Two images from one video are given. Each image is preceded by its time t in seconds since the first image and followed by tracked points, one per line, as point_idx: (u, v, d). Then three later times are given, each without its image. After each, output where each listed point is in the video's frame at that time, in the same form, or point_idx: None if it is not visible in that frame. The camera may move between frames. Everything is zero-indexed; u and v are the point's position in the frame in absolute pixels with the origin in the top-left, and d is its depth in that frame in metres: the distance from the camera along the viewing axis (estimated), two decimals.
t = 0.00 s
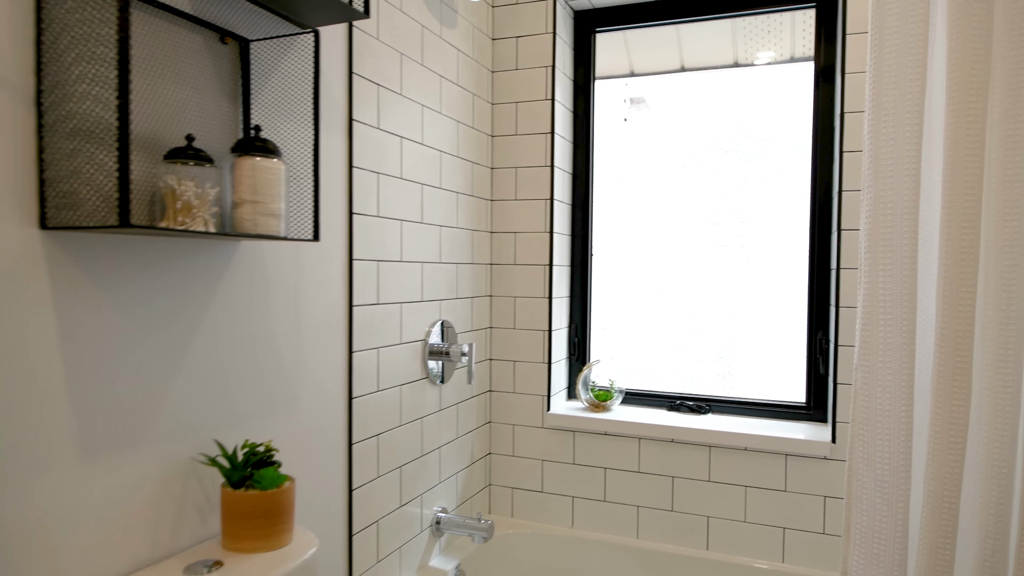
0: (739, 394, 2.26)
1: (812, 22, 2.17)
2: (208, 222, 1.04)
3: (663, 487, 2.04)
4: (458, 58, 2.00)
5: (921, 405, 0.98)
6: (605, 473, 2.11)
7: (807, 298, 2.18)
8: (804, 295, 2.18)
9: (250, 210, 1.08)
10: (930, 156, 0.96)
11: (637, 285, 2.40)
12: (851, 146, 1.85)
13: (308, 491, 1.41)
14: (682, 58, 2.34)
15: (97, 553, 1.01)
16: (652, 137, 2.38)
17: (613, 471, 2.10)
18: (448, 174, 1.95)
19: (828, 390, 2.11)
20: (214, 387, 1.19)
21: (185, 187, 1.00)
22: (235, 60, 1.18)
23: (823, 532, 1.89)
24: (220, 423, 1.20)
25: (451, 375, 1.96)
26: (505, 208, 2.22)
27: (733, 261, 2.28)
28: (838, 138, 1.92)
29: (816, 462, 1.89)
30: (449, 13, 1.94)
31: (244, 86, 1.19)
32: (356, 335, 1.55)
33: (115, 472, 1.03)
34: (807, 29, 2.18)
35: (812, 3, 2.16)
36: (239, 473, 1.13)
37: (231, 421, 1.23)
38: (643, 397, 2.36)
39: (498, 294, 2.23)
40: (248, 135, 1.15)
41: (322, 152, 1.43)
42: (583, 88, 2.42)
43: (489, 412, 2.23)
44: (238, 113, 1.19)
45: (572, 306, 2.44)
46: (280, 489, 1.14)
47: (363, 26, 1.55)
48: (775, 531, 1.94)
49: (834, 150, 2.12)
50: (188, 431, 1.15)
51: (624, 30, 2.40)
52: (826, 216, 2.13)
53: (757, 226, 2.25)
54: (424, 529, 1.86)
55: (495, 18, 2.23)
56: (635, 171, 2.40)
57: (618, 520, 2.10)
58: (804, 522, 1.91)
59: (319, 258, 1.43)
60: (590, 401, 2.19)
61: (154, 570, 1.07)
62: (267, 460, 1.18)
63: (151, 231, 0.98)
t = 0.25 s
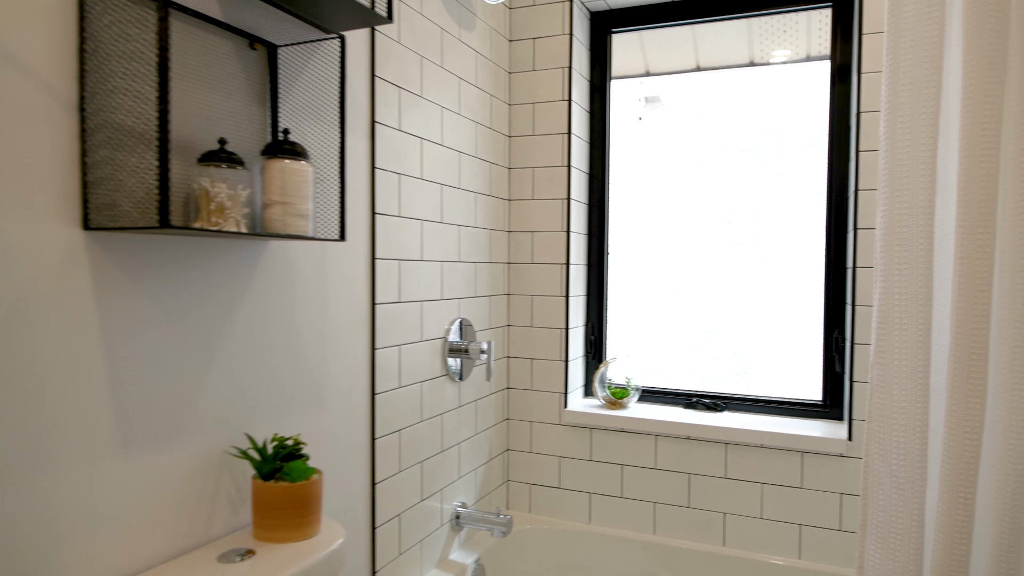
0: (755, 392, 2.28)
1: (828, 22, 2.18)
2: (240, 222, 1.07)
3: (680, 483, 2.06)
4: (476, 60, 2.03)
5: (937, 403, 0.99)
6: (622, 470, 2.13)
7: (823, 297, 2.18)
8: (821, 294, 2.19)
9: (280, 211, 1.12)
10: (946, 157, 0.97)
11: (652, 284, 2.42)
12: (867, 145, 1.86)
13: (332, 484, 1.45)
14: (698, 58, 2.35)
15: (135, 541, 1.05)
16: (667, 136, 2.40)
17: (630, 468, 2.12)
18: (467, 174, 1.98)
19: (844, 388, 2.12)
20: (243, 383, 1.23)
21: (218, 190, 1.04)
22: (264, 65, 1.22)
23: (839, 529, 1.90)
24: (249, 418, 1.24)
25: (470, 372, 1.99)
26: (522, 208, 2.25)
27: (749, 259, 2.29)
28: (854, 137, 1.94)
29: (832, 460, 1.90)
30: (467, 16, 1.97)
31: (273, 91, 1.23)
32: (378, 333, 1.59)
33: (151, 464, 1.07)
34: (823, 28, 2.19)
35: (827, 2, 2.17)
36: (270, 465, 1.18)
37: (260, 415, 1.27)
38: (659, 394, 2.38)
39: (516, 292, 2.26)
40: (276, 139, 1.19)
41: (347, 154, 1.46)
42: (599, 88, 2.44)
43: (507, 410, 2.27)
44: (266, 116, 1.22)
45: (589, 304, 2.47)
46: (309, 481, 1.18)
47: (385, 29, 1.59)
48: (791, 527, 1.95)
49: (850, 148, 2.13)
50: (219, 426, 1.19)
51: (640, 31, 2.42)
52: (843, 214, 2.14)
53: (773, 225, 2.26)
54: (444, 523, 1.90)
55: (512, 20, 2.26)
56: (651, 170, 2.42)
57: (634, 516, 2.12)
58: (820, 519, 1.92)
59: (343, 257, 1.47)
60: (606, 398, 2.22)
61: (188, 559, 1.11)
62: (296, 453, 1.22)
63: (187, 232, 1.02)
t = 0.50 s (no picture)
0: (778, 390, 2.29)
1: (851, 20, 2.18)
2: (278, 222, 1.11)
3: (702, 480, 2.08)
4: (500, 62, 2.06)
5: (962, 399, 1.00)
6: (644, 466, 2.15)
7: (847, 295, 2.19)
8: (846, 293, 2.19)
9: (315, 211, 1.16)
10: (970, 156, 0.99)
11: (674, 283, 2.44)
12: (890, 144, 1.87)
13: (363, 477, 1.49)
14: (720, 57, 2.37)
15: (178, 526, 1.10)
16: (689, 136, 2.41)
17: (653, 464, 2.14)
18: (491, 174, 2.01)
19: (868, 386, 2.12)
20: (279, 378, 1.28)
21: (257, 191, 1.08)
22: (299, 71, 1.26)
23: (863, 527, 1.90)
24: (284, 411, 1.29)
25: (494, 369, 2.02)
26: (546, 207, 2.28)
27: (772, 258, 2.30)
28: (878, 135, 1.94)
29: (855, 458, 1.90)
30: (492, 18, 2.00)
31: (307, 95, 1.27)
32: (407, 330, 1.63)
33: (194, 453, 1.12)
34: (846, 26, 2.19)
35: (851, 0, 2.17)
36: (305, 456, 1.22)
37: (295, 408, 1.32)
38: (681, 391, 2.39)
39: (539, 291, 2.29)
40: (311, 142, 1.23)
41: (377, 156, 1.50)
42: (621, 88, 2.47)
43: (530, 406, 2.30)
44: (301, 120, 1.27)
45: (611, 302, 2.49)
46: (342, 472, 1.22)
47: (414, 34, 1.63)
48: (814, 525, 1.96)
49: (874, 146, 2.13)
50: (257, 418, 1.23)
51: (662, 31, 2.44)
52: (867, 213, 2.15)
53: (796, 223, 2.26)
54: (470, 517, 1.94)
55: (535, 22, 2.29)
56: (673, 169, 2.44)
57: (657, 512, 2.14)
58: (844, 516, 1.92)
59: (373, 255, 1.51)
60: (629, 396, 2.24)
61: (228, 545, 1.16)
62: (329, 445, 1.26)
63: (228, 232, 1.06)
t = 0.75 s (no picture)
0: (800, 388, 2.29)
1: (874, 17, 2.18)
2: (310, 222, 1.15)
3: (724, 477, 2.09)
4: (523, 63, 2.09)
5: (987, 396, 1.01)
6: (666, 463, 2.17)
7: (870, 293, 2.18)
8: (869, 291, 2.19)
9: (346, 212, 1.19)
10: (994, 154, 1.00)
11: (695, 281, 2.45)
12: (914, 141, 1.86)
13: (391, 470, 1.53)
14: (741, 56, 2.37)
15: (217, 514, 1.14)
16: (710, 135, 2.42)
17: (675, 462, 2.16)
18: (514, 174, 2.04)
19: (891, 384, 2.12)
20: (310, 373, 1.32)
21: (291, 191, 1.12)
22: (330, 76, 1.30)
23: (887, 525, 1.90)
24: (315, 406, 1.33)
25: (517, 366, 2.05)
26: (568, 206, 2.30)
27: (794, 256, 2.30)
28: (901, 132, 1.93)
29: (879, 456, 1.90)
30: (514, 20, 2.03)
31: (337, 99, 1.31)
32: (432, 327, 1.66)
33: (230, 445, 1.16)
34: (869, 24, 2.18)
35: None
36: (336, 449, 1.26)
37: (325, 403, 1.35)
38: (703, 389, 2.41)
39: (561, 289, 2.32)
40: (341, 144, 1.27)
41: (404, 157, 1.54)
42: (642, 87, 2.48)
43: (552, 403, 2.33)
44: (332, 123, 1.30)
45: (633, 300, 2.51)
46: (371, 465, 1.25)
47: (439, 36, 1.66)
48: (837, 523, 1.96)
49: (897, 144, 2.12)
50: (289, 412, 1.28)
51: (683, 31, 2.45)
52: (890, 210, 2.14)
53: (818, 221, 2.26)
54: (493, 511, 1.97)
55: (557, 24, 2.31)
56: (694, 167, 2.45)
57: (679, 508, 2.16)
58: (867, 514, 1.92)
59: (399, 254, 1.54)
60: (650, 393, 2.26)
61: (262, 533, 1.20)
62: (359, 438, 1.30)
63: (264, 232, 1.10)
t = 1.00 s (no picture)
0: (827, 385, 2.29)
1: (903, 13, 2.17)
2: (346, 220, 1.19)
3: (750, 474, 2.10)
4: (549, 64, 2.12)
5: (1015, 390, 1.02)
6: (692, 459, 2.19)
7: (898, 291, 2.17)
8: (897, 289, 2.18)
9: (379, 210, 1.23)
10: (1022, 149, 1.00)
11: (721, 280, 2.46)
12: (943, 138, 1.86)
13: (422, 462, 1.57)
14: (768, 54, 2.37)
15: (256, 502, 1.19)
16: (737, 133, 2.42)
17: (700, 458, 2.18)
18: (541, 173, 2.07)
19: (919, 382, 2.11)
20: (344, 366, 1.36)
21: (327, 190, 1.16)
22: (363, 78, 1.34)
23: (915, 522, 1.90)
24: (348, 398, 1.37)
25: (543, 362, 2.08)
26: (593, 204, 2.33)
27: (821, 254, 2.30)
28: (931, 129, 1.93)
29: (907, 453, 1.90)
30: (541, 22, 2.06)
31: (370, 101, 1.35)
32: (461, 323, 1.70)
33: (269, 435, 1.21)
34: (898, 20, 2.17)
35: None
36: (370, 440, 1.31)
37: (358, 396, 1.40)
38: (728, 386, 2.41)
39: (587, 287, 2.34)
40: (374, 144, 1.31)
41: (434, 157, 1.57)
42: (668, 86, 2.49)
43: (578, 400, 2.36)
44: (365, 124, 1.35)
45: (658, 298, 2.52)
46: (404, 455, 1.29)
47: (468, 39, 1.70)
48: (864, 520, 1.96)
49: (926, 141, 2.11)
50: (325, 404, 1.32)
51: (709, 30, 2.46)
52: (919, 208, 2.13)
53: (846, 219, 2.26)
54: (520, 505, 2.00)
55: (583, 24, 2.34)
56: (719, 166, 2.46)
57: (704, 505, 2.17)
58: (895, 512, 1.92)
59: (429, 252, 1.58)
60: (676, 390, 2.27)
61: (299, 520, 1.24)
62: (391, 430, 1.34)
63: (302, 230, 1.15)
